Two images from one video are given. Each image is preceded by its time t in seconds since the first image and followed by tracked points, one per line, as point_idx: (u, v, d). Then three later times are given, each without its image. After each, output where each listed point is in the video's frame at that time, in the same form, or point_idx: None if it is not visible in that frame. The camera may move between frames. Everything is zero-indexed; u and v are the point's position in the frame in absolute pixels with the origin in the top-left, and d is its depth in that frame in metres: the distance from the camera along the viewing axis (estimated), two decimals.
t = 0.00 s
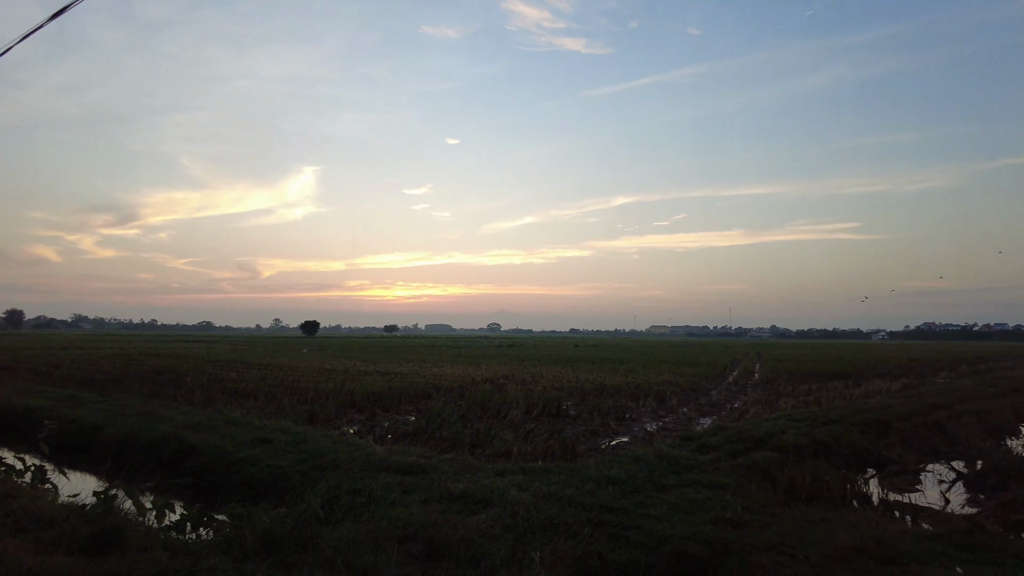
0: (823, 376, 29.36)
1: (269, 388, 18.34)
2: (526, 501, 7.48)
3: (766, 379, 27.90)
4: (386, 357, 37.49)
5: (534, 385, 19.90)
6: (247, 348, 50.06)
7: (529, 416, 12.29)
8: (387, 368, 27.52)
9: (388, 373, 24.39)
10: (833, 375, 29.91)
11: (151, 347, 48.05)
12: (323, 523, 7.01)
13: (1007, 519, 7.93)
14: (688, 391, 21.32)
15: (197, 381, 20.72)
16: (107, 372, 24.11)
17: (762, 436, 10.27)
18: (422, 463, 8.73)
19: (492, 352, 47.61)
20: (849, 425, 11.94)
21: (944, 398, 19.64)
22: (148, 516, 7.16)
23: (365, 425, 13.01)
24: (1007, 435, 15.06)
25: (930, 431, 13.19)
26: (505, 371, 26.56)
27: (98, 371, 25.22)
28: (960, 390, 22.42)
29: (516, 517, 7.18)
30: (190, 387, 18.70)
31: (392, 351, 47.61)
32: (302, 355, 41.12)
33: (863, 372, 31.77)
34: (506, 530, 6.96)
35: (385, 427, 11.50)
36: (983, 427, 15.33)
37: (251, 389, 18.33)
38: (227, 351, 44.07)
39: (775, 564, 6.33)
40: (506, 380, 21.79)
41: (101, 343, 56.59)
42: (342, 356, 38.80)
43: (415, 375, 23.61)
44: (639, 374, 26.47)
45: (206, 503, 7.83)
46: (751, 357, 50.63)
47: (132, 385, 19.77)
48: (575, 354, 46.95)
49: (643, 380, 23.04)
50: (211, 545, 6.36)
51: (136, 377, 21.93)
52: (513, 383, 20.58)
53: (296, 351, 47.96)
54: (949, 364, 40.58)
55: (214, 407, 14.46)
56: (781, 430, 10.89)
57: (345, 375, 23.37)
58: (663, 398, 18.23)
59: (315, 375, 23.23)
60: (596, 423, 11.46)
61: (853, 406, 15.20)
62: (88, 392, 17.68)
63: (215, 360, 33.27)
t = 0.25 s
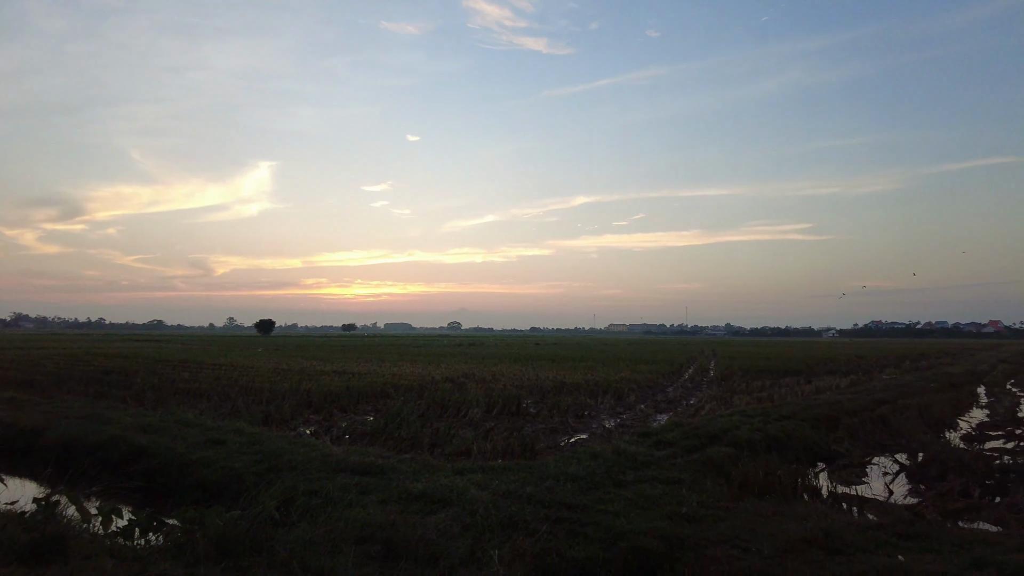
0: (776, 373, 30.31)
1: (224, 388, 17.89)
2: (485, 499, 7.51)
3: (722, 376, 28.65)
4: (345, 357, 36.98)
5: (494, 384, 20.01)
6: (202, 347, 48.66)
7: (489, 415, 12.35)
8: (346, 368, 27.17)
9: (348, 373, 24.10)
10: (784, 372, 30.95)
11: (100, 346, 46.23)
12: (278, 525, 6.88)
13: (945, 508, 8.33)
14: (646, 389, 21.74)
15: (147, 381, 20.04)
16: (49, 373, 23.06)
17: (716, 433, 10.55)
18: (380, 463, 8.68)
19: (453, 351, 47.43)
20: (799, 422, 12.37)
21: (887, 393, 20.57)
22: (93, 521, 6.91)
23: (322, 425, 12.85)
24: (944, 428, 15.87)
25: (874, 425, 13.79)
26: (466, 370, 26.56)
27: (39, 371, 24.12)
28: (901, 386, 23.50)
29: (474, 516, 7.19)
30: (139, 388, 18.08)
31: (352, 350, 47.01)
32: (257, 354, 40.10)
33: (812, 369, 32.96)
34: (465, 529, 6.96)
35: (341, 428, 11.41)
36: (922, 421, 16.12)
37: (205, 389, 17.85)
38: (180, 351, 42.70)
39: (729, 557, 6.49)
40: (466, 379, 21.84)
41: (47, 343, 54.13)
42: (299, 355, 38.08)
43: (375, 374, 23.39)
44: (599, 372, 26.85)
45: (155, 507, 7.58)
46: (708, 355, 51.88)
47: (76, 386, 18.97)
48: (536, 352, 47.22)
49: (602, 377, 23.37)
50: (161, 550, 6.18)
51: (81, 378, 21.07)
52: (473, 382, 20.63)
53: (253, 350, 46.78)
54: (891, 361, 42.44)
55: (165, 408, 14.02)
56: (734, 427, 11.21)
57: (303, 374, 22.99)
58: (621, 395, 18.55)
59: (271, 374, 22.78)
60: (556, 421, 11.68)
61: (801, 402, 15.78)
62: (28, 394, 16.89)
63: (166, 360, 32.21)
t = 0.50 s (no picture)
0: (735, 371, 31.11)
1: (180, 390, 17.42)
2: (447, 499, 7.51)
3: (683, 374, 29.24)
4: (306, 357, 36.37)
5: (458, 383, 20.04)
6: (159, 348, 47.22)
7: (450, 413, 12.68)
8: (307, 369, 26.78)
9: (309, 374, 23.76)
10: (742, 369, 31.76)
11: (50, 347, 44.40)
12: (235, 529, 6.74)
13: (892, 500, 8.67)
14: (609, 387, 22.05)
15: (97, 383, 19.34)
16: None
17: (675, 431, 10.79)
18: (341, 465, 8.62)
19: (418, 351, 47.12)
20: (755, 419, 12.74)
21: (838, 389, 21.32)
22: (38, 528, 6.65)
23: (282, 427, 12.65)
24: (893, 422, 16.53)
25: (826, 421, 14.28)
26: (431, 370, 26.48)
27: None
28: (853, 382, 24.38)
29: (436, 516, 7.17)
30: (88, 390, 17.43)
31: (316, 351, 46.30)
32: (215, 355, 39.10)
33: (768, 366, 33.94)
34: (427, 530, 6.94)
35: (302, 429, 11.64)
36: (871, 416, 16.75)
37: (160, 390, 17.34)
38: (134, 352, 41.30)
39: (688, 552, 6.60)
40: (430, 379, 21.81)
41: None
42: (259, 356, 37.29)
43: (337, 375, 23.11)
44: (563, 371, 27.12)
45: (103, 511, 7.30)
46: (670, 354, 52.77)
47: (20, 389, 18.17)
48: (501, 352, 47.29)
49: (565, 375, 23.65)
50: (111, 557, 5.99)
51: (26, 381, 20.20)
52: (436, 382, 20.60)
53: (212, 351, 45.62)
54: (844, 358, 43.98)
55: (116, 411, 13.58)
56: (693, 425, 11.49)
57: (262, 375, 22.56)
58: (584, 394, 18.81)
59: (230, 375, 22.29)
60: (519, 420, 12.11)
61: (757, 399, 16.27)
62: None
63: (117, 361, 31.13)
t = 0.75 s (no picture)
0: (698, 368, 31.78)
1: (137, 391, 16.95)
2: (412, 499, 7.52)
3: (648, 372, 29.73)
4: (269, 357, 35.71)
5: (425, 382, 20.10)
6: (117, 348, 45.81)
7: (417, 415, 13.36)
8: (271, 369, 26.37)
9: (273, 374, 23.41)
10: (706, 367, 32.41)
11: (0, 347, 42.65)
12: (194, 533, 6.58)
13: (849, 494, 8.94)
14: (575, 385, 22.35)
15: (49, 385, 18.66)
16: None
17: (639, 429, 10.98)
18: (304, 466, 8.60)
19: (371, 351, 46.61)
20: (717, 417, 13.06)
21: (797, 386, 21.96)
22: None
23: (244, 429, 12.47)
24: (849, 418, 17.10)
25: (786, 418, 14.71)
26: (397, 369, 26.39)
27: None
28: (811, 379, 25.14)
29: (401, 517, 7.15)
30: (39, 392, 16.80)
31: (281, 350, 45.54)
32: (174, 355, 38.14)
33: (731, 364, 34.71)
34: (392, 530, 6.90)
35: (266, 430, 12.10)
36: (829, 412, 17.29)
37: (116, 392, 16.83)
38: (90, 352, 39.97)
39: (652, 548, 6.70)
40: (395, 378, 21.79)
41: None
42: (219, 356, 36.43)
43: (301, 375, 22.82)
44: (531, 369, 27.36)
45: (54, 517, 7.04)
46: (638, 352, 53.61)
47: None
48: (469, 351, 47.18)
49: (531, 374, 23.92)
50: (62, 564, 5.78)
51: None
52: (401, 382, 20.56)
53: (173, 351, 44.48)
54: (803, 356, 45.27)
55: (69, 413, 13.14)
56: (657, 422, 11.75)
57: (224, 375, 22.12)
58: (550, 393, 19.16)
59: (190, 376, 21.81)
60: (486, 420, 13.05)
61: (718, 397, 16.71)
62: None
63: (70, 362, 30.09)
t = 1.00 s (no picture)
0: (666, 366, 32.30)
1: (95, 392, 16.49)
2: (378, 500, 7.51)
3: (616, 370, 30.09)
4: (232, 357, 34.95)
5: (393, 382, 20.10)
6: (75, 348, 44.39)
7: (385, 415, 13.88)
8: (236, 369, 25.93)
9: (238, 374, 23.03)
10: (673, 365, 32.95)
11: None
12: (154, 537, 6.42)
13: (810, 488, 9.18)
14: (543, 384, 22.54)
15: None
16: None
17: (606, 426, 11.18)
18: (269, 467, 8.52)
19: (341, 350, 46.11)
20: (682, 415, 13.35)
21: (761, 383, 22.48)
22: None
23: (207, 430, 12.28)
24: (811, 414, 17.57)
25: (749, 415, 15.06)
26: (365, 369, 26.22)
27: None
28: (775, 377, 25.77)
29: (368, 517, 7.12)
30: None
31: (235, 350, 44.45)
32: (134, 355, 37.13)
33: (697, 362, 35.35)
34: (358, 531, 6.85)
35: (228, 431, 11.99)
36: (792, 409, 17.74)
37: (73, 393, 16.34)
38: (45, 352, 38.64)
39: (619, 545, 6.76)
40: (362, 378, 21.67)
41: None
42: (182, 356, 35.49)
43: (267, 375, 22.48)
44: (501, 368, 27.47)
45: (4, 523, 6.78)
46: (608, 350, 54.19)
47: None
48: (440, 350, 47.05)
49: (500, 373, 24.05)
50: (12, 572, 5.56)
51: None
52: (369, 381, 20.45)
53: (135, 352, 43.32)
54: (768, 354, 46.34)
55: (22, 415, 12.72)
56: (624, 419, 12.03)
57: (187, 376, 21.66)
58: (519, 392, 19.38)
59: (151, 376, 21.31)
60: (456, 418, 13.70)
61: (684, 394, 17.05)
62: None
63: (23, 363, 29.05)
